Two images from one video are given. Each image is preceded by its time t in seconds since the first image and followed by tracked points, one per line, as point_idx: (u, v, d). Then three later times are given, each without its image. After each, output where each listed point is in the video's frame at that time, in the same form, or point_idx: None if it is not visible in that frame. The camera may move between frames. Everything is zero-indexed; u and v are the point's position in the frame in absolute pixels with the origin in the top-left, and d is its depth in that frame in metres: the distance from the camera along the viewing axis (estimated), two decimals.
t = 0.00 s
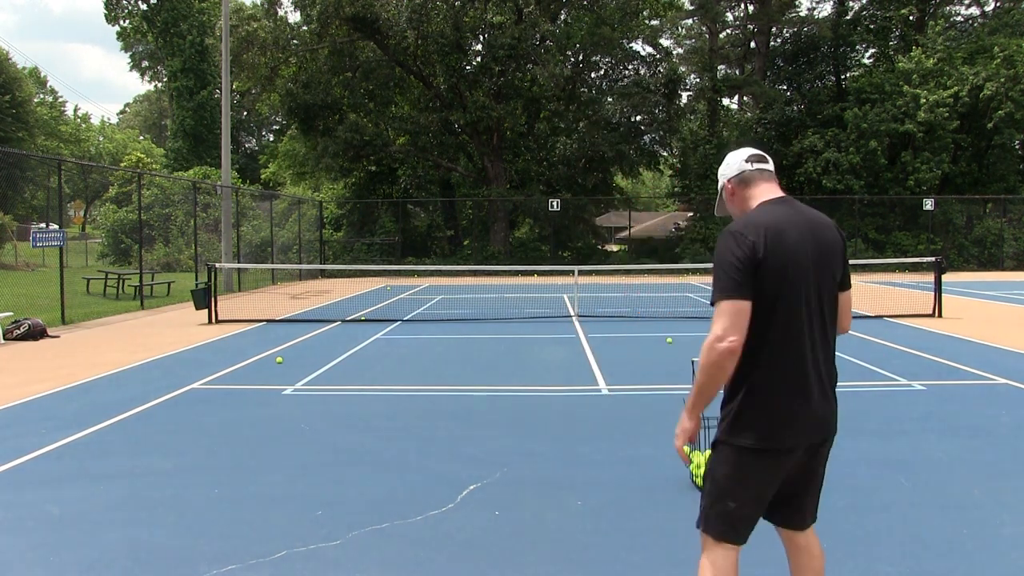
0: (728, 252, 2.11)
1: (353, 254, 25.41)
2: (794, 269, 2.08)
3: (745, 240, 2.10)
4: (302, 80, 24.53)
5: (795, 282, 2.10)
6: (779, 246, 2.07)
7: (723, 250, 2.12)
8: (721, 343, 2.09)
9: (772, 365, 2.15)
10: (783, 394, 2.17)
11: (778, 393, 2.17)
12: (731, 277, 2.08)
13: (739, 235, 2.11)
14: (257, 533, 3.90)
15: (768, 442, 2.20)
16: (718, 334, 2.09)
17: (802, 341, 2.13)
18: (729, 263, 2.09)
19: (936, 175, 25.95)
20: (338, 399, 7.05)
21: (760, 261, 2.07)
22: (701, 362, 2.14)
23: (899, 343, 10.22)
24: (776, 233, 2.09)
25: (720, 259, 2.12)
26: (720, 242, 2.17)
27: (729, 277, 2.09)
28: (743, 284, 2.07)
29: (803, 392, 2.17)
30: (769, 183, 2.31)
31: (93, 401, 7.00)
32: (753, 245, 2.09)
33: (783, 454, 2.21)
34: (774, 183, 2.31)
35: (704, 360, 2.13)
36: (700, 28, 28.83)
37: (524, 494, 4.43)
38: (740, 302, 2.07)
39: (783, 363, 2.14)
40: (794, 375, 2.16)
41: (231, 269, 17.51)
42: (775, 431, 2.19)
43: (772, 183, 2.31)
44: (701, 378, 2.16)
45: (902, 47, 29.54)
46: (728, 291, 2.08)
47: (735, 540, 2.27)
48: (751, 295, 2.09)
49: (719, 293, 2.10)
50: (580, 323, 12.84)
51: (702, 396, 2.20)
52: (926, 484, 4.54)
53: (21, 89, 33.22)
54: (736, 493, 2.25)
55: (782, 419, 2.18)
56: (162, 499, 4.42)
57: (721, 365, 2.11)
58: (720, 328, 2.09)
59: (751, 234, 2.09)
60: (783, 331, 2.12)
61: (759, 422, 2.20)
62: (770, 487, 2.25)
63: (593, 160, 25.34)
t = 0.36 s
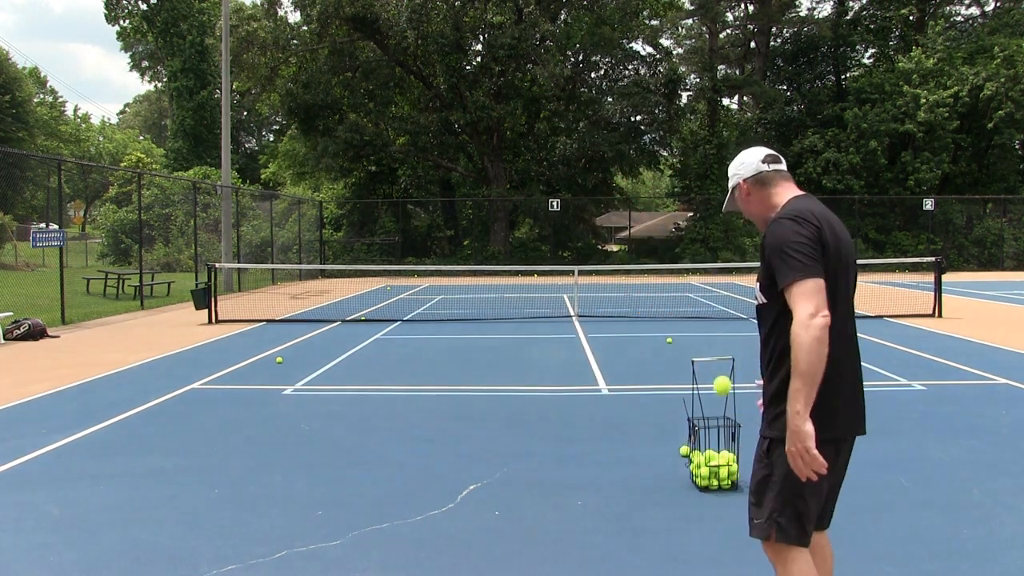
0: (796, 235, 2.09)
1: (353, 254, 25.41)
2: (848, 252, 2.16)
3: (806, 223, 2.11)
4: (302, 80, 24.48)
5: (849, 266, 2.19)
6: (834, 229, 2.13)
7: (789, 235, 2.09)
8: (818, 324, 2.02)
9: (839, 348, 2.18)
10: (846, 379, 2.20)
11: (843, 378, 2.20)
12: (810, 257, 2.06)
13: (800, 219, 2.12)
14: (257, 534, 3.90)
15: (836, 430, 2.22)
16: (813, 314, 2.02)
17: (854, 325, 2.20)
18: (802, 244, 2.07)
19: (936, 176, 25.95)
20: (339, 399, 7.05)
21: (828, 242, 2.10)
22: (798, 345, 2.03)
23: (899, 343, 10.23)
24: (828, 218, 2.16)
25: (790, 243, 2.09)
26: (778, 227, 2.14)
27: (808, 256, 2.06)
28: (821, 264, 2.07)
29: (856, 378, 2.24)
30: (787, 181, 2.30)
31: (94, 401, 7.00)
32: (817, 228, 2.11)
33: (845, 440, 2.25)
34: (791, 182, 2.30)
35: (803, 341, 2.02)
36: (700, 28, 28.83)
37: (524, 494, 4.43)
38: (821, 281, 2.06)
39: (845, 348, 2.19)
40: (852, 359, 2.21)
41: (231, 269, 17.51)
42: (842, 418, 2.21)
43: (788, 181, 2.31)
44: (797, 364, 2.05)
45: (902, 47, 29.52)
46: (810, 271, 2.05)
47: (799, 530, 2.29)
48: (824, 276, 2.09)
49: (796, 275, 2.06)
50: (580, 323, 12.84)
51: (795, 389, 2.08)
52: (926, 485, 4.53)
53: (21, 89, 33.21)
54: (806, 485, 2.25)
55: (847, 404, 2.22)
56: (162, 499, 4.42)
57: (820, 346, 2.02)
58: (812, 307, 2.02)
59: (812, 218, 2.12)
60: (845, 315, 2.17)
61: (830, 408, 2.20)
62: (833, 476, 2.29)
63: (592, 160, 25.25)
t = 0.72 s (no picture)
0: (799, 257, 1.98)
1: (353, 254, 25.41)
2: (866, 277, 1.99)
3: (817, 243, 1.97)
4: (302, 80, 24.44)
5: (868, 289, 2.01)
6: (851, 249, 1.97)
7: (792, 255, 1.99)
8: (789, 356, 1.97)
9: (843, 375, 2.05)
10: (855, 404, 2.07)
11: (850, 403, 2.07)
12: (806, 285, 1.95)
13: (809, 239, 1.99)
14: (257, 533, 3.90)
15: (842, 456, 2.10)
16: (783, 347, 1.97)
17: (876, 343, 2.04)
18: (801, 271, 1.97)
19: (936, 175, 25.91)
20: (339, 399, 7.05)
21: (835, 269, 1.96)
22: (758, 370, 2.03)
23: (899, 343, 10.22)
24: (850, 239, 1.98)
25: (790, 266, 1.99)
26: (785, 244, 2.04)
27: (804, 284, 1.95)
28: (819, 292, 1.95)
29: (871, 404, 2.08)
30: (817, 181, 2.16)
31: (94, 401, 7.00)
32: (827, 251, 1.96)
33: (860, 465, 2.11)
34: (822, 183, 2.17)
35: (764, 374, 2.02)
36: (700, 27, 28.84)
37: (524, 493, 4.43)
38: (812, 313, 1.95)
39: (855, 372, 2.05)
40: (864, 384, 2.06)
41: (231, 269, 17.52)
42: (850, 443, 2.09)
43: (820, 181, 2.18)
44: (759, 390, 2.06)
45: (902, 47, 29.52)
46: (799, 301, 1.95)
47: (810, 553, 2.18)
48: (823, 300, 1.97)
49: (786, 301, 1.98)
50: (580, 323, 12.83)
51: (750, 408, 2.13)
52: (926, 485, 4.53)
53: (21, 89, 33.22)
54: (828, 503, 2.14)
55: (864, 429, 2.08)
56: (161, 499, 4.42)
57: (783, 381, 2.00)
58: (788, 339, 1.96)
59: (825, 239, 1.96)
60: (857, 342, 2.02)
61: (835, 433, 2.09)
62: (851, 502, 2.14)
63: (593, 160, 25.21)
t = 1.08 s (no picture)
0: (828, 255, 1.97)
1: (353, 254, 25.42)
2: (888, 273, 2.01)
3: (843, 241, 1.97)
4: (302, 80, 24.44)
5: (887, 288, 2.03)
6: (875, 244, 1.98)
7: (820, 252, 1.98)
8: (825, 351, 1.95)
9: (860, 373, 2.06)
10: (870, 403, 2.08)
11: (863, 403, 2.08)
12: (838, 282, 1.94)
13: (837, 235, 1.98)
14: (257, 533, 3.90)
15: (858, 456, 2.10)
16: (819, 342, 1.95)
17: (892, 342, 2.07)
18: (831, 266, 1.96)
19: (936, 175, 25.90)
20: (338, 399, 7.04)
21: (862, 264, 1.97)
22: (789, 364, 2.01)
23: (899, 343, 10.22)
24: (876, 237, 1.98)
25: (819, 262, 1.98)
26: (811, 241, 2.02)
27: (834, 280, 1.95)
28: (849, 287, 1.95)
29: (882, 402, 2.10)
30: (833, 177, 2.16)
31: (93, 401, 6.99)
32: (855, 249, 1.96)
33: (872, 465, 2.12)
34: (839, 178, 2.17)
35: (798, 367, 1.99)
36: (700, 27, 28.86)
37: (524, 493, 4.43)
38: (845, 308, 1.94)
39: (872, 370, 2.06)
40: (880, 382, 2.08)
41: (231, 269, 17.52)
42: (865, 441, 2.09)
43: (836, 177, 2.17)
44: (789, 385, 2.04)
45: (902, 47, 29.52)
46: (831, 297, 1.94)
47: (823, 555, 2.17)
48: (853, 297, 1.97)
49: (818, 298, 1.96)
50: (580, 323, 12.83)
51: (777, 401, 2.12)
52: (926, 485, 4.53)
53: (21, 89, 33.22)
54: (844, 503, 2.13)
55: (880, 426, 2.10)
56: (162, 499, 4.42)
57: (815, 375, 1.98)
58: (822, 334, 1.95)
59: (853, 236, 1.96)
60: (881, 338, 2.04)
61: (848, 432, 2.09)
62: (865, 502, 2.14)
63: (592, 159, 25.17)
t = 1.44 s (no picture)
0: (850, 237, 1.98)
1: (353, 254, 25.42)
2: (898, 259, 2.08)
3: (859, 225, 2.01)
4: (302, 80, 24.43)
5: (896, 274, 2.09)
6: (883, 231, 2.05)
7: (840, 236, 2.00)
8: (872, 328, 1.89)
9: (885, 359, 2.06)
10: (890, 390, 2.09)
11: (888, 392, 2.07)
12: (866, 262, 1.95)
13: (851, 221, 2.02)
14: (258, 533, 3.90)
15: (874, 445, 2.10)
16: (871, 318, 1.89)
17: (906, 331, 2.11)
18: (856, 249, 1.97)
19: (936, 175, 25.90)
20: (338, 399, 7.05)
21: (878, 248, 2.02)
22: (842, 345, 1.92)
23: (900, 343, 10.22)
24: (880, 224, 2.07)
25: (846, 245, 1.98)
26: (829, 229, 2.03)
27: (864, 259, 1.95)
28: (877, 269, 1.96)
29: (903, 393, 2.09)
30: (831, 184, 2.24)
31: (94, 401, 6.99)
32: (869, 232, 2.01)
33: (889, 456, 2.12)
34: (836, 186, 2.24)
35: (851, 346, 1.91)
36: (700, 27, 28.87)
37: (525, 493, 4.44)
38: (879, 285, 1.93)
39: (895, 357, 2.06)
40: (901, 371, 2.08)
41: (230, 269, 17.51)
42: (884, 431, 2.09)
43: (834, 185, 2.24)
44: (837, 369, 1.95)
45: (902, 47, 29.51)
46: (866, 275, 1.93)
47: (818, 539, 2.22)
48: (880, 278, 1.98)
49: (854, 279, 1.94)
50: (580, 323, 12.83)
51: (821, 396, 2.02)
52: (927, 485, 4.53)
53: (21, 89, 33.22)
54: (854, 493, 2.14)
55: (898, 415, 2.10)
56: (162, 499, 4.42)
57: (869, 353, 1.90)
58: (871, 311, 1.89)
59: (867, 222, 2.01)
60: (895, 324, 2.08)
61: (870, 421, 2.08)
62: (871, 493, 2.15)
63: (593, 160, 25.16)
